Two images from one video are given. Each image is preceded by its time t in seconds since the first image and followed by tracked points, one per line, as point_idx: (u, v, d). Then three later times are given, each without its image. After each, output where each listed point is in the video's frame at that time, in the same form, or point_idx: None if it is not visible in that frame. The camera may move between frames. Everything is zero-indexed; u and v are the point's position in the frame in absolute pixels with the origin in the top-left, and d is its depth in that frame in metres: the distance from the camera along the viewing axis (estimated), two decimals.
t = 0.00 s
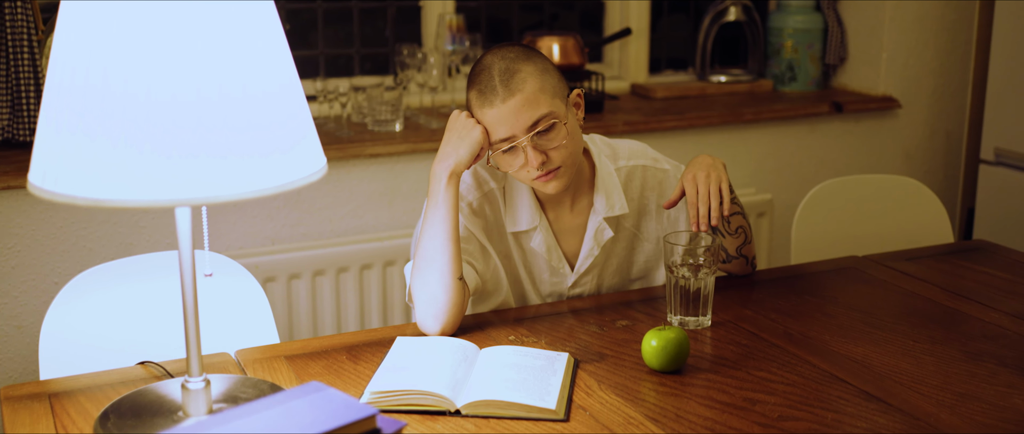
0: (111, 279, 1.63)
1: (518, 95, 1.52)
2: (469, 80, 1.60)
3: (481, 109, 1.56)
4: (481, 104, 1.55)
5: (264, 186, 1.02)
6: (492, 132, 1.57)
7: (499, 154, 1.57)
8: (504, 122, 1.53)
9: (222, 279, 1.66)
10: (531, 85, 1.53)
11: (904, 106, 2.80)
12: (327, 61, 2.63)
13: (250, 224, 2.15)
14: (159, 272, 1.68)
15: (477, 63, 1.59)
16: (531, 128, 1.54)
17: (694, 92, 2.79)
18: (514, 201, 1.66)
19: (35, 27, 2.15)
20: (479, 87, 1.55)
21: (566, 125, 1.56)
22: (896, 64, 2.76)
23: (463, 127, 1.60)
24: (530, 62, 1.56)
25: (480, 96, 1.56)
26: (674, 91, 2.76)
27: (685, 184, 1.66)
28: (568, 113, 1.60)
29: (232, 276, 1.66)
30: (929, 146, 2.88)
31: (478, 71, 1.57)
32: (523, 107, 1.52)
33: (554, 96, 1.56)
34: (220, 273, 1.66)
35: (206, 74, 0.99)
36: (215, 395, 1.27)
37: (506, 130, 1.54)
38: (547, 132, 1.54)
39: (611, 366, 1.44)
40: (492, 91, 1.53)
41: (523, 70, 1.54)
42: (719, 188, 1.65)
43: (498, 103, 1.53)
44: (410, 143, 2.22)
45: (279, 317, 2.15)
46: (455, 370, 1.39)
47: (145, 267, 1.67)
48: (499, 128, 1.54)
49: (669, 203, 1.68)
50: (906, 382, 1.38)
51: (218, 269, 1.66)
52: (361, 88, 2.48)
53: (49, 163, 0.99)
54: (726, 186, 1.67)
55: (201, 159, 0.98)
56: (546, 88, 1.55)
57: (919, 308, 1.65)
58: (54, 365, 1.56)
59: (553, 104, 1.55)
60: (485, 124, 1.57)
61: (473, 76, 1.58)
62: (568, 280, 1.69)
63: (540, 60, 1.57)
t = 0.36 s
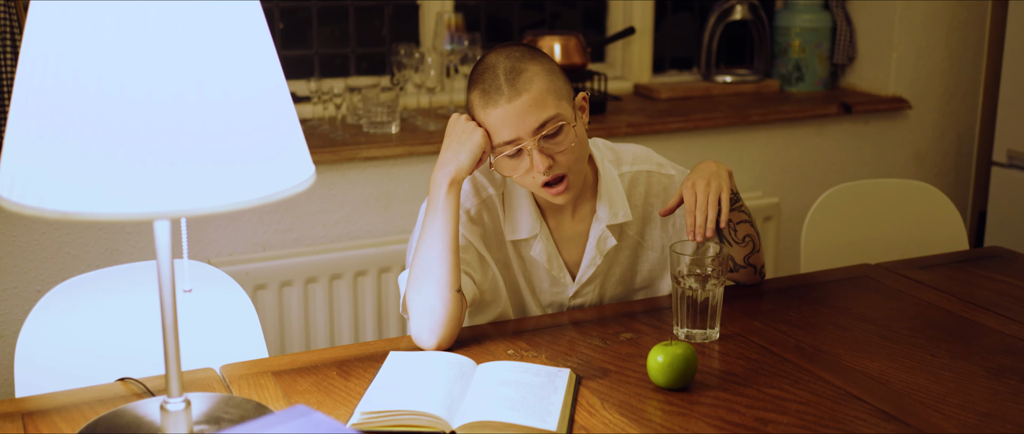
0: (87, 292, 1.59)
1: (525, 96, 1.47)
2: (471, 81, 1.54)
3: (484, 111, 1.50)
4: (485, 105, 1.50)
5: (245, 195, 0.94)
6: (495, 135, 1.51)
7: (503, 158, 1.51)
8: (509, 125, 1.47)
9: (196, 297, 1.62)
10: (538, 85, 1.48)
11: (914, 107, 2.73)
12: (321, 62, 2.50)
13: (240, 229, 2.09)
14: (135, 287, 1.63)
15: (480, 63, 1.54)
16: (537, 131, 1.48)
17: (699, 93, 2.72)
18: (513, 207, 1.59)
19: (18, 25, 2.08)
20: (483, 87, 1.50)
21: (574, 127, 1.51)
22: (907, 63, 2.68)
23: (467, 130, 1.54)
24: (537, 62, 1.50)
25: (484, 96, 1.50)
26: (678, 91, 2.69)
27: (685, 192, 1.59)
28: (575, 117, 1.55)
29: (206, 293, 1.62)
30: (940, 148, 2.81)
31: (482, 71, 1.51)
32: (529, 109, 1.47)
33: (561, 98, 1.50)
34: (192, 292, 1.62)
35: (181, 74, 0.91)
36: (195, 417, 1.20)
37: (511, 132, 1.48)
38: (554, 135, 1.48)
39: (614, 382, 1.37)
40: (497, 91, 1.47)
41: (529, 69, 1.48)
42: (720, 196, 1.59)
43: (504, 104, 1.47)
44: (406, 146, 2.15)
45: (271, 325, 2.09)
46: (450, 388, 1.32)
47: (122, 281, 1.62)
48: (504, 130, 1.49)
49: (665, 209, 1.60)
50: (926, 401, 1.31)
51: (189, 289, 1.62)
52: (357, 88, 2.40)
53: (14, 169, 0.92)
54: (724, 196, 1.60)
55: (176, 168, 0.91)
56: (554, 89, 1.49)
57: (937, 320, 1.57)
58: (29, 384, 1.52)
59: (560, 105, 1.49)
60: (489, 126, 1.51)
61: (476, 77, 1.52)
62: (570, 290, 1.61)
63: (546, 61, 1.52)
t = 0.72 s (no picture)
0: (53, 310, 1.51)
1: (537, 92, 1.41)
2: (477, 77, 1.48)
3: (491, 108, 1.44)
4: (492, 101, 1.43)
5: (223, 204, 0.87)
6: (501, 134, 1.44)
7: (508, 158, 1.45)
8: (518, 122, 1.42)
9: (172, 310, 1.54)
10: (551, 82, 1.42)
11: (925, 108, 2.66)
12: (315, 61, 2.41)
13: (230, 234, 2.02)
14: (110, 298, 1.56)
15: (487, 59, 1.48)
16: (547, 130, 1.42)
17: (703, 93, 2.65)
18: (512, 214, 1.52)
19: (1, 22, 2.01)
20: (491, 83, 1.44)
21: (585, 128, 1.46)
22: (917, 63, 2.61)
23: (467, 134, 1.48)
24: (549, 58, 1.45)
25: (491, 92, 1.44)
26: (682, 92, 2.61)
27: (686, 200, 1.51)
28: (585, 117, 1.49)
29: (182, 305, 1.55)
30: (950, 150, 2.74)
31: (490, 66, 1.46)
32: (541, 106, 1.41)
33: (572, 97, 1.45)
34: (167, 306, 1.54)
35: (154, 70, 0.84)
36: None
37: (519, 130, 1.42)
38: (566, 134, 1.43)
39: (616, 400, 1.30)
40: (507, 87, 1.42)
41: (541, 65, 1.43)
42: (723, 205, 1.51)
43: (513, 100, 1.41)
44: (401, 149, 2.09)
45: (260, 334, 2.03)
46: (443, 408, 1.25)
47: (89, 297, 1.55)
48: (511, 128, 1.42)
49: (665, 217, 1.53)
50: (946, 421, 1.24)
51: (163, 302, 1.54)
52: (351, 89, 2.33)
53: None
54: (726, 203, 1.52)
55: (148, 172, 0.83)
56: (566, 86, 1.44)
57: (953, 333, 1.50)
58: None
59: (572, 104, 1.44)
60: (495, 125, 1.45)
61: (483, 72, 1.47)
62: (570, 301, 1.54)
63: (557, 58, 1.46)
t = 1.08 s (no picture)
0: (19, 324, 1.43)
1: (545, 88, 1.35)
2: (478, 71, 1.42)
3: (494, 103, 1.38)
4: (496, 97, 1.37)
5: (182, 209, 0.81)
6: (504, 131, 1.38)
7: (511, 157, 1.38)
8: (523, 119, 1.35)
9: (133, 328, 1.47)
10: (559, 78, 1.36)
11: (937, 109, 2.58)
12: (308, 60, 2.34)
13: (219, 239, 1.96)
14: (87, 308, 1.49)
15: (490, 53, 1.42)
16: (554, 128, 1.36)
17: (708, 93, 2.58)
18: (507, 220, 1.45)
19: None
20: (496, 77, 1.37)
21: (592, 127, 1.40)
22: (929, 63, 2.54)
23: (465, 133, 1.42)
24: (556, 54, 1.39)
25: (496, 87, 1.37)
26: (687, 92, 2.54)
27: (686, 209, 1.44)
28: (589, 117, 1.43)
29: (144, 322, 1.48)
30: (963, 152, 2.66)
31: (495, 59, 1.39)
32: (549, 103, 1.35)
33: (579, 95, 1.39)
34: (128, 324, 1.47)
35: (113, 61, 0.78)
36: None
37: (525, 127, 1.35)
38: (572, 134, 1.37)
39: (615, 419, 1.23)
40: (513, 81, 1.35)
41: (549, 60, 1.37)
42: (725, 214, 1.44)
43: (520, 95, 1.35)
44: (396, 150, 2.02)
45: (249, 342, 1.96)
46: (430, 427, 1.17)
47: (52, 312, 1.47)
48: (516, 125, 1.36)
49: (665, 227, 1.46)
50: None
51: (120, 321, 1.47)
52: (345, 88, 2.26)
53: None
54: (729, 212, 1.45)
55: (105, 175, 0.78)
56: (573, 84, 1.38)
57: (970, 347, 1.43)
58: None
59: (579, 103, 1.38)
60: (497, 121, 1.38)
61: (487, 66, 1.40)
62: (567, 312, 1.47)
63: (564, 55, 1.41)
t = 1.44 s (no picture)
0: None
1: (546, 82, 1.28)
2: (475, 64, 1.35)
3: (491, 97, 1.30)
4: (493, 90, 1.30)
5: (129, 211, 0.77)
6: (501, 128, 1.31)
7: (508, 154, 1.31)
8: (522, 114, 1.28)
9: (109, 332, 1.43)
10: (562, 73, 1.30)
11: (950, 108, 2.50)
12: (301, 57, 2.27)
13: (205, 242, 1.89)
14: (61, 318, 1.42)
15: (486, 45, 1.35)
16: (554, 125, 1.29)
17: (715, 92, 2.50)
18: (499, 227, 1.38)
19: None
20: (494, 69, 1.30)
21: (594, 126, 1.32)
22: (943, 60, 2.46)
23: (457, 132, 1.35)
24: (557, 49, 1.33)
25: (494, 80, 1.30)
26: (693, 90, 2.46)
27: (684, 217, 1.33)
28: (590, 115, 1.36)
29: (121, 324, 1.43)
30: (978, 152, 2.58)
31: (493, 51, 1.33)
32: (550, 98, 1.28)
33: (580, 91, 1.32)
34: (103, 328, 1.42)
35: (54, 50, 0.74)
36: None
37: (524, 123, 1.28)
38: (574, 132, 1.30)
39: None
40: (514, 74, 1.28)
41: (550, 54, 1.30)
42: (725, 223, 1.33)
43: (520, 89, 1.28)
44: (389, 151, 1.95)
45: (236, 349, 1.89)
46: None
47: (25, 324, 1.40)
48: (514, 121, 1.29)
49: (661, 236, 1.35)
50: None
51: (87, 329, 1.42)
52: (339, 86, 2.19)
53: None
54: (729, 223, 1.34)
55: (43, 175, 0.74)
56: (575, 80, 1.31)
57: (987, 360, 1.35)
58: None
59: (581, 100, 1.31)
60: (494, 117, 1.31)
61: (484, 58, 1.33)
62: (562, 322, 1.40)
63: (566, 50, 1.34)
